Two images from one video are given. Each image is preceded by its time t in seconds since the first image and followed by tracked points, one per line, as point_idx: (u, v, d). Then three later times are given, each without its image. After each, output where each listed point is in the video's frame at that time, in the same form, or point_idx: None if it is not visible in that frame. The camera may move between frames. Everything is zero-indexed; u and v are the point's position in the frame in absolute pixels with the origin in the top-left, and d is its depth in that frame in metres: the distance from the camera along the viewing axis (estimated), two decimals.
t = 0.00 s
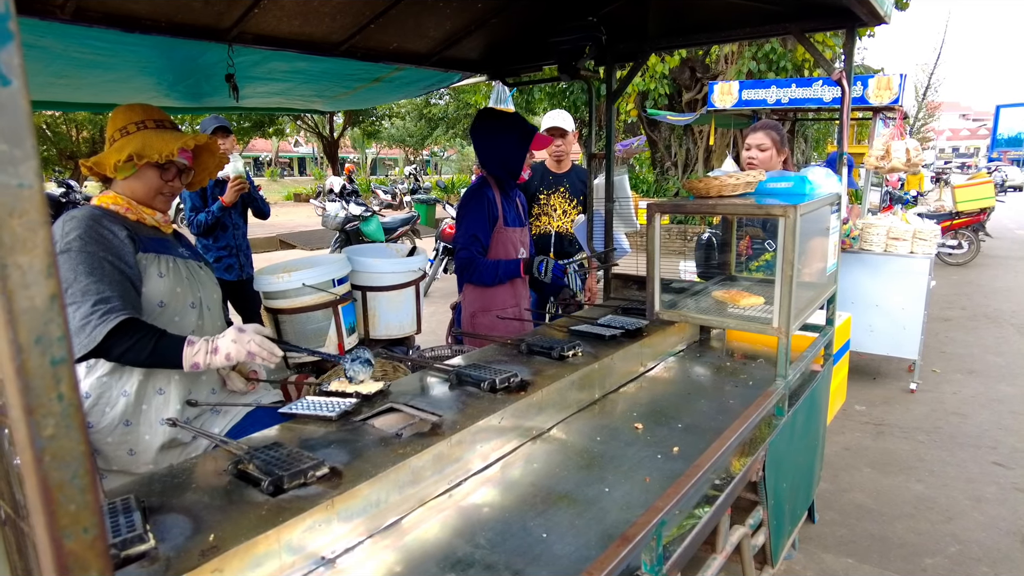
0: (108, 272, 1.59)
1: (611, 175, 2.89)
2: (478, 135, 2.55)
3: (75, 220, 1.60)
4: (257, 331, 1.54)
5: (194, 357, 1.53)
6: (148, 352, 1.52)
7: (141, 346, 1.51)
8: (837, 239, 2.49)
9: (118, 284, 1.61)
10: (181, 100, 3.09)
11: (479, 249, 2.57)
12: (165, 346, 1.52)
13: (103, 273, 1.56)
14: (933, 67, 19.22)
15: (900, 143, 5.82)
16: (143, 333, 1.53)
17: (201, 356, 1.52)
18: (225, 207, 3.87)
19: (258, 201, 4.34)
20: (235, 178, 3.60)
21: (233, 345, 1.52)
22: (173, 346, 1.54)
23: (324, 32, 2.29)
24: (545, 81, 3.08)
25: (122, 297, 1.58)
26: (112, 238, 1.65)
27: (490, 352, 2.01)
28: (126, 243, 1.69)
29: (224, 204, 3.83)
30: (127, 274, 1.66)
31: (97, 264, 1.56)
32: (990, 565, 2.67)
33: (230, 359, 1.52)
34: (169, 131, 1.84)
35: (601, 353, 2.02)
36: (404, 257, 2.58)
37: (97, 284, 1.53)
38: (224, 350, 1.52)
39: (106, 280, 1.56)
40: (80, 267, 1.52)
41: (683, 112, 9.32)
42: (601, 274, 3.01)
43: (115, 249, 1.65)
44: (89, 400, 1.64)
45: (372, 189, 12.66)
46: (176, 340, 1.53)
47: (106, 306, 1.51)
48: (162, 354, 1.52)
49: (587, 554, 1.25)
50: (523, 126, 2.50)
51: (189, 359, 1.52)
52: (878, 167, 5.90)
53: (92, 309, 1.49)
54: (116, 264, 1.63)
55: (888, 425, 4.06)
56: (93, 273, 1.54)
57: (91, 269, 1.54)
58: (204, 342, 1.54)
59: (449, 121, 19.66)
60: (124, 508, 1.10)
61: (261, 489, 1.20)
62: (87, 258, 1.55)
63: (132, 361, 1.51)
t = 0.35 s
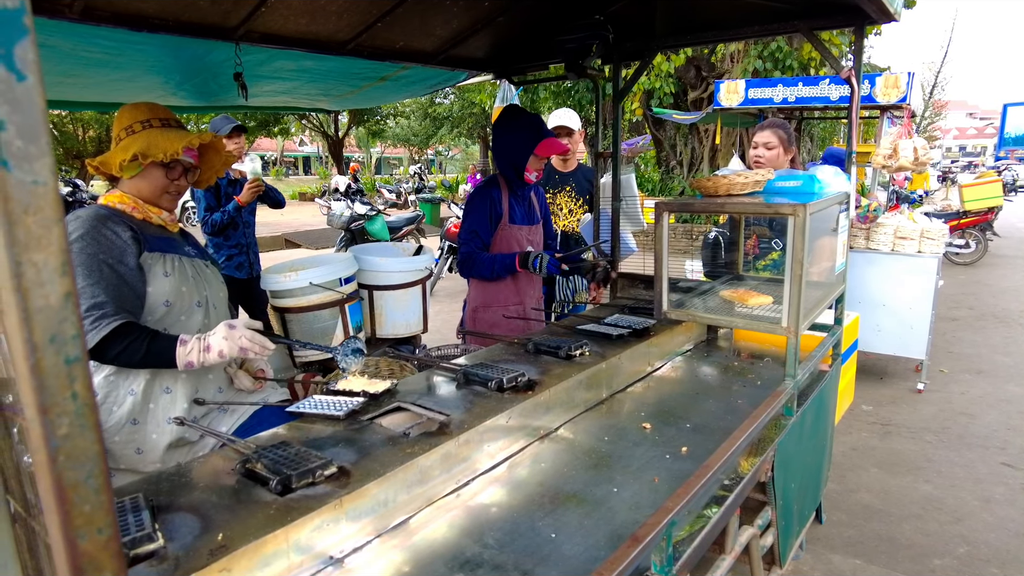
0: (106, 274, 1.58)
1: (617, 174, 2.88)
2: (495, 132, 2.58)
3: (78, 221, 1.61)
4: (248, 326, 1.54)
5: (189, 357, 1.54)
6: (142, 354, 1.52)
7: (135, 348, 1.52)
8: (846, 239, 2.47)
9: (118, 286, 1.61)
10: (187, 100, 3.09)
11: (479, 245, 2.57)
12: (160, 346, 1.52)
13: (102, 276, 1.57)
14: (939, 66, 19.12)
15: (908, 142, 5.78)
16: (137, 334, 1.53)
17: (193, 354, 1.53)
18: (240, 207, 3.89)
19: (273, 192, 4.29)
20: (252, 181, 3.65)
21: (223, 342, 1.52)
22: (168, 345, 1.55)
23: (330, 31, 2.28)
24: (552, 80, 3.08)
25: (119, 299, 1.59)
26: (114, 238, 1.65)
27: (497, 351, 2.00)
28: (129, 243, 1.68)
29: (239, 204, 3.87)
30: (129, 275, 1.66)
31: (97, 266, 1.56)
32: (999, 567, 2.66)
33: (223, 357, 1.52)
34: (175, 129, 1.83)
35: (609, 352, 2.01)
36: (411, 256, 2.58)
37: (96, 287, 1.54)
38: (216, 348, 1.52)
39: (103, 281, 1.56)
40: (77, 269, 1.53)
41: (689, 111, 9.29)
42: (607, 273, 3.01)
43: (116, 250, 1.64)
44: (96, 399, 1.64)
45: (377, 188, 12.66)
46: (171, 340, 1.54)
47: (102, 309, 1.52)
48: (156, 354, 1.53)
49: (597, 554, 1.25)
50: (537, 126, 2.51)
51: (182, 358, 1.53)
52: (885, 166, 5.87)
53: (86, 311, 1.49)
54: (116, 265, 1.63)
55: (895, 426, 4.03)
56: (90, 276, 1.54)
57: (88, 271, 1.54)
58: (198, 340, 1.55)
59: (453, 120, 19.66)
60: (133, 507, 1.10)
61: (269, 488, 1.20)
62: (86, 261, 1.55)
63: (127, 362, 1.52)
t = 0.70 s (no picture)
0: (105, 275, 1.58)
1: (624, 173, 2.86)
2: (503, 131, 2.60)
3: (79, 222, 1.60)
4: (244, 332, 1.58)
5: (183, 360, 1.57)
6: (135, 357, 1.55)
7: (129, 350, 1.55)
8: (854, 239, 2.46)
9: (116, 287, 1.61)
10: (192, 99, 3.09)
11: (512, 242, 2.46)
12: (153, 348, 1.55)
13: (100, 277, 1.57)
14: (946, 65, 18.99)
15: (916, 141, 5.73)
16: (131, 337, 1.56)
17: (187, 358, 1.56)
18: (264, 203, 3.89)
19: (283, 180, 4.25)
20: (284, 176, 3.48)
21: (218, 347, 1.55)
22: (162, 348, 1.58)
23: (335, 30, 2.28)
24: (557, 79, 3.07)
25: (117, 302, 1.60)
26: (115, 238, 1.64)
27: (502, 351, 1.99)
28: (130, 244, 1.67)
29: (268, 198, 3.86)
30: (128, 276, 1.66)
31: (95, 268, 1.56)
32: (1009, 570, 2.63)
33: (217, 361, 1.55)
34: (177, 128, 1.82)
35: (615, 353, 1.99)
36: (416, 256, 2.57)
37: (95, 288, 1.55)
38: (211, 352, 1.56)
39: (102, 284, 1.56)
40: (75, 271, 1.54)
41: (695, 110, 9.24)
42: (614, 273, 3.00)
43: (117, 251, 1.64)
44: (99, 400, 1.64)
45: (382, 187, 12.66)
46: (164, 343, 1.57)
47: (99, 311, 1.53)
48: (150, 356, 1.55)
49: (603, 557, 1.23)
50: (539, 125, 2.50)
51: (176, 361, 1.56)
52: (892, 165, 5.83)
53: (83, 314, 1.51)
54: (116, 266, 1.63)
55: (903, 426, 4.00)
56: (88, 278, 1.54)
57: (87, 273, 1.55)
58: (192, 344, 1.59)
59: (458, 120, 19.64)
60: (136, 508, 1.10)
61: (272, 489, 1.19)
62: (85, 263, 1.55)
63: (121, 365, 1.55)
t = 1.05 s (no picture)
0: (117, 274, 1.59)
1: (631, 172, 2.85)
2: (515, 130, 2.59)
3: (88, 220, 1.60)
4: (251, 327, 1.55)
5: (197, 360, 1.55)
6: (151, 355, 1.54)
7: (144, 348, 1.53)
8: (863, 238, 2.44)
9: (128, 285, 1.61)
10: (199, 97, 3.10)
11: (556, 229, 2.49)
12: (168, 347, 1.54)
13: (112, 275, 1.57)
14: (954, 63, 18.86)
15: (925, 139, 5.69)
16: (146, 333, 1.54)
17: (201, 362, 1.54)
18: (285, 186, 3.86)
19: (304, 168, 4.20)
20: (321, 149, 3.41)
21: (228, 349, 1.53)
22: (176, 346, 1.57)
23: (342, 28, 2.27)
24: (563, 77, 3.04)
25: (129, 300, 1.60)
26: (124, 236, 1.64)
27: (509, 351, 1.99)
28: (138, 242, 1.68)
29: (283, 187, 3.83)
30: (139, 273, 1.66)
31: (107, 266, 1.56)
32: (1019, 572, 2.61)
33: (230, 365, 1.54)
34: (182, 126, 1.82)
35: (622, 352, 1.98)
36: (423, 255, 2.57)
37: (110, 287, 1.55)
38: (222, 357, 1.53)
39: (114, 282, 1.56)
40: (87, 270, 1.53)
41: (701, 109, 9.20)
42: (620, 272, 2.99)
43: (126, 249, 1.64)
44: (108, 397, 1.64)
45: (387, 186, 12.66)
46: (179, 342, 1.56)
47: (112, 309, 1.53)
48: (165, 355, 1.54)
49: (612, 558, 1.22)
50: (554, 122, 2.49)
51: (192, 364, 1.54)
52: (900, 163, 5.78)
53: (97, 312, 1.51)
54: (126, 264, 1.63)
55: (912, 427, 3.98)
56: (100, 276, 1.54)
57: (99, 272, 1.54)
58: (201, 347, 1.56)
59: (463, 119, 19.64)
60: (144, 507, 1.10)
61: (280, 489, 1.19)
62: (97, 261, 1.55)
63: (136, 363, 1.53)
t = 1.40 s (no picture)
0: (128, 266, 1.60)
1: (637, 172, 2.84)
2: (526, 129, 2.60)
3: (97, 217, 1.62)
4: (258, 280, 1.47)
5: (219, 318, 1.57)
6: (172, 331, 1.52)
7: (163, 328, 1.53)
8: (871, 238, 2.43)
9: (139, 278, 1.63)
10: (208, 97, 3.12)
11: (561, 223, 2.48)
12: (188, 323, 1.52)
13: (124, 268, 1.59)
14: (962, 62, 18.73)
15: (933, 138, 5.65)
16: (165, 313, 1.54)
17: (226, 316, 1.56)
18: (308, 177, 3.85)
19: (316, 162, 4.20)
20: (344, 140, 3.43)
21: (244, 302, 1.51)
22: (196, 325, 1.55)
23: (349, 28, 2.28)
24: (569, 77, 3.04)
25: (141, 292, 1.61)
26: (133, 232, 1.67)
27: (515, 350, 1.99)
28: (147, 238, 1.70)
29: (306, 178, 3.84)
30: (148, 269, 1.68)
31: (118, 259, 1.58)
32: None
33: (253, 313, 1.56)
34: (185, 123, 1.82)
35: (628, 352, 1.98)
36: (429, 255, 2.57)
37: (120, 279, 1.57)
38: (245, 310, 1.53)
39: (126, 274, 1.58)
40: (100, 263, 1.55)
41: (707, 108, 9.18)
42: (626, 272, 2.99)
43: (135, 244, 1.66)
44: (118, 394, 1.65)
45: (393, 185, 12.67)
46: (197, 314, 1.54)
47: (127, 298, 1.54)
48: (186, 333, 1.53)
49: (617, 557, 1.23)
50: (565, 122, 2.49)
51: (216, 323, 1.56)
52: (908, 163, 5.75)
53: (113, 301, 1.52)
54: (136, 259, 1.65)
55: (919, 427, 3.96)
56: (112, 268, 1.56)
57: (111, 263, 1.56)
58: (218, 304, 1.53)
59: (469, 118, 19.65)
60: (153, 504, 1.10)
61: (287, 487, 1.19)
62: (108, 254, 1.57)
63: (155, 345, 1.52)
